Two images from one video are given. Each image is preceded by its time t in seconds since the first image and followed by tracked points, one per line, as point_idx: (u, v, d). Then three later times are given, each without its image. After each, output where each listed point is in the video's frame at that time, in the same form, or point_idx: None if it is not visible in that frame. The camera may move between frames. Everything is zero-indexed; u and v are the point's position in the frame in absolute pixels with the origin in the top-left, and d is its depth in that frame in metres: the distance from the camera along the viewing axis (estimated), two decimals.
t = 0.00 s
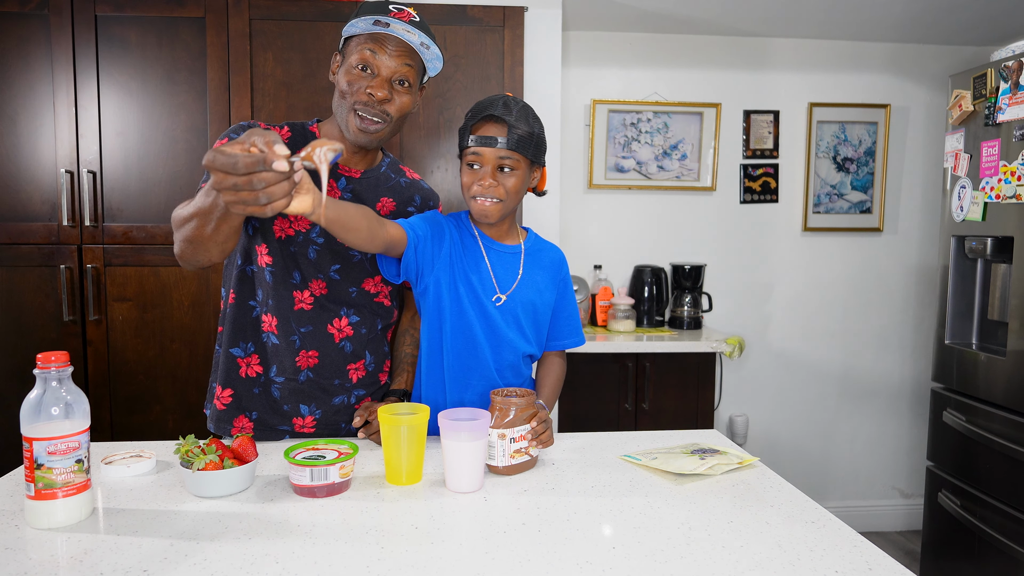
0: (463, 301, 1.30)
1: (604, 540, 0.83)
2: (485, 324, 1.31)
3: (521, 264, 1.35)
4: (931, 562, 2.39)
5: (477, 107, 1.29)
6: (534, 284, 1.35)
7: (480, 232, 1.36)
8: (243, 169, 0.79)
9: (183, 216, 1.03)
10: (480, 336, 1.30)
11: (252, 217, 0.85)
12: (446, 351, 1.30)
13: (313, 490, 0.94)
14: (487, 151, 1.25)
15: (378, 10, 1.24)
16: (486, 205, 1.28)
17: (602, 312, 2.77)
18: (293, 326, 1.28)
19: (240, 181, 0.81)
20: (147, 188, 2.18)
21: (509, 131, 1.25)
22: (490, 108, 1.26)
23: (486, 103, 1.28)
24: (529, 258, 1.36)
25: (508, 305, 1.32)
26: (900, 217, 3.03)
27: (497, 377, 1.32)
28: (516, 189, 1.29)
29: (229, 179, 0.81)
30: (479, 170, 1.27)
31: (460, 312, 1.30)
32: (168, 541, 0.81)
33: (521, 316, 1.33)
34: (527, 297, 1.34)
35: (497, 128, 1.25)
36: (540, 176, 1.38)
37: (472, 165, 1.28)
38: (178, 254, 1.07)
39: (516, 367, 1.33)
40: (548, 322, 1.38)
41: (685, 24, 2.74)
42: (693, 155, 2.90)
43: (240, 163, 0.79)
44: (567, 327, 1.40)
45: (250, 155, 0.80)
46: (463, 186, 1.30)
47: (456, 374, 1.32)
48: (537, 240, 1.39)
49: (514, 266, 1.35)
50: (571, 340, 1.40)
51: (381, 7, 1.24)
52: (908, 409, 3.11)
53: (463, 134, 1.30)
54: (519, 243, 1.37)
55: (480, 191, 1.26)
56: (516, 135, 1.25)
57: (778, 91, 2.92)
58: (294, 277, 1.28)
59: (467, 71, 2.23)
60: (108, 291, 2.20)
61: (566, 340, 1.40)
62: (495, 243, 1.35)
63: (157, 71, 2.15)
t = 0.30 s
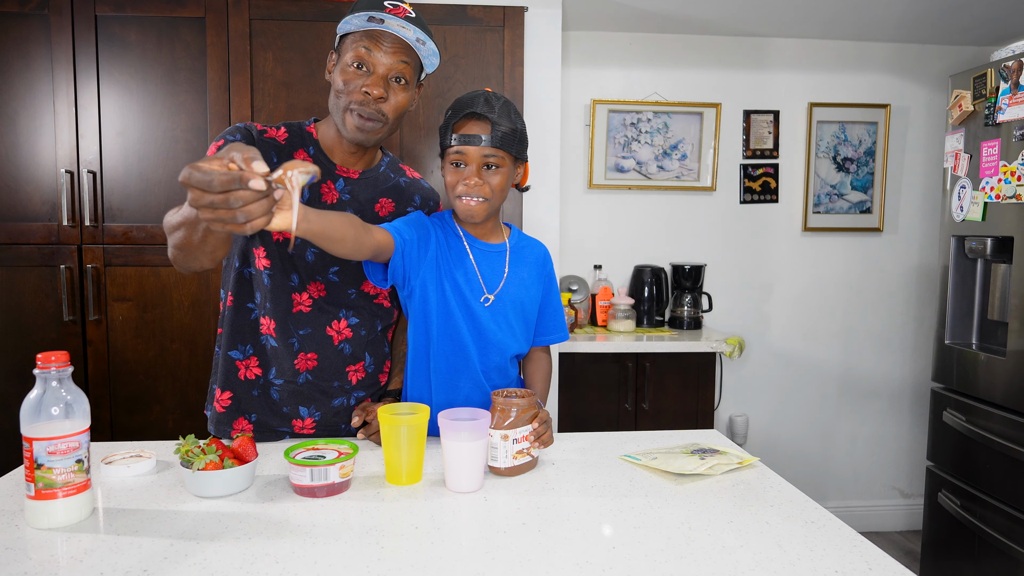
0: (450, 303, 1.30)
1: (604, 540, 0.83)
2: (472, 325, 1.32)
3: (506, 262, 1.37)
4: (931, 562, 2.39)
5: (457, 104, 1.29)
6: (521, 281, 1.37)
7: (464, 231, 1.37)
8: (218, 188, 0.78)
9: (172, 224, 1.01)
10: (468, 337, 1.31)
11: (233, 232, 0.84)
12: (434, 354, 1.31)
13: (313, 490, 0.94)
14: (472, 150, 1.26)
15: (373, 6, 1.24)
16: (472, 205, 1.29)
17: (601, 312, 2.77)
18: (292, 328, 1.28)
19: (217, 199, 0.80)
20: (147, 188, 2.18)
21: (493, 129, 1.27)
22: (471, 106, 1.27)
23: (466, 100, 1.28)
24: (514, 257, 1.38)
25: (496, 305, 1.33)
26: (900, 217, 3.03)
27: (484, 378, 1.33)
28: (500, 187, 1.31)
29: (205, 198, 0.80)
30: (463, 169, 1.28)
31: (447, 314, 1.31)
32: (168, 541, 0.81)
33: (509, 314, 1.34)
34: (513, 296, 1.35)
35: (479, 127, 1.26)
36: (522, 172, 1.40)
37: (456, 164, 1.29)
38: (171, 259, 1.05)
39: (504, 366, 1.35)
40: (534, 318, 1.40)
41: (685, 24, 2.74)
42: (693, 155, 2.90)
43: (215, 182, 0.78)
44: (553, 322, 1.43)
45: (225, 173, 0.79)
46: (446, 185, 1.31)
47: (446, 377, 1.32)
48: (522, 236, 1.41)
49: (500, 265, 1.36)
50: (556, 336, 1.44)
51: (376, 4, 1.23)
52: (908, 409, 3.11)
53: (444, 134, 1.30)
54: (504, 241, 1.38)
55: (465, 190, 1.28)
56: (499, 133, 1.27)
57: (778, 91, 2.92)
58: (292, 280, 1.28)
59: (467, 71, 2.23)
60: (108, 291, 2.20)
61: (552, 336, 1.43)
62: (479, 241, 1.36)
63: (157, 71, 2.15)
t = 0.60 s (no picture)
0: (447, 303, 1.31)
1: (604, 540, 0.83)
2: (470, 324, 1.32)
3: (500, 260, 1.37)
4: (931, 562, 2.39)
5: (447, 104, 1.30)
6: (516, 277, 1.38)
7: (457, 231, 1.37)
8: (243, 171, 0.82)
9: (183, 210, 1.04)
10: (467, 337, 1.31)
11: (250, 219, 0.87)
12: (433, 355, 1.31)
13: (313, 490, 0.94)
14: (465, 148, 1.27)
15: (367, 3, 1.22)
16: (465, 203, 1.29)
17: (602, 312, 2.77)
18: (291, 329, 1.28)
19: (239, 183, 0.83)
20: (147, 188, 2.18)
21: (486, 127, 1.27)
22: (463, 105, 1.28)
23: (457, 99, 1.29)
24: (507, 254, 1.39)
25: (493, 303, 1.34)
26: (900, 217, 3.03)
27: (483, 378, 1.33)
28: (494, 185, 1.31)
29: (227, 181, 0.84)
30: (456, 167, 1.29)
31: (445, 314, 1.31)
32: (168, 542, 0.81)
33: (506, 310, 1.34)
34: (509, 292, 1.36)
35: (472, 125, 1.27)
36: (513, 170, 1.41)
37: (449, 162, 1.29)
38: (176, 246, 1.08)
39: (503, 365, 1.35)
40: (530, 315, 1.41)
41: (685, 24, 2.74)
42: (693, 155, 2.89)
43: (240, 166, 0.82)
44: (547, 318, 1.43)
45: (249, 158, 0.83)
46: (439, 184, 1.31)
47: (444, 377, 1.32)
48: (514, 234, 1.42)
49: (494, 263, 1.37)
50: (551, 332, 1.44)
51: (371, 2, 1.22)
52: (908, 409, 3.11)
53: (435, 134, 1.30)
54: (496, 239, 1.39)
55: (460, 188, 1.28)
56: (492, 131, 1.28)
57: (779, 91, 2.92)
58: (290, 281, 1.29)
59: (467, 71, 2.23)
60: (108, 291, 2.20)
61: (546, 332, 1.43)
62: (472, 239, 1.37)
63: (157, 71, 2.15)
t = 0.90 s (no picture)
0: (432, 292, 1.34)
1: (604, 540, 0.83)
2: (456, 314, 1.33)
3: (491, 253, 1.38)
4: (931, 562, 2.39)
5: (438, 118, 1.29)
6: (508, 270, 1.37)
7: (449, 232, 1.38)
8: (315, 164, 0.97)
9: (196, 220, 1.07)
10: (451, 325, 1.33)
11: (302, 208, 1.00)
12: (419, 343, 1.32)
13: (313, 490, 0.94)
14: (452, 165, 1.26)
15: (378, 23, 1.24)
16: (454, 214, 1.31)
17: (601, 312, 2.77)
18: (292, 317, 1.28)
19: (309, 173, 0.97)
20: (147, 188, 2.18)
21: (470, 144, 1.26)
22: (452, 122, 1.27)
23: (444, 115, 1.28)
24: (499, 248, 1.38)
25: (479, 292, 1.34)
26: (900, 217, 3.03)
27: (475, 369, 1.33)
28: (480, 196, 1.31)
29: (297, 172, 0.97)
30: (445, 181, 1.28)
31: (431, 303, 1.33)
32: (168, 542, 0.81)
33: (496, 300, 1.35)
34: (498, 282, 1.35)
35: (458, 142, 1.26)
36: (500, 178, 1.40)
37: (437, 176, 1.29)
38: (181, 256, 1.09)
39: (497, 357, 1.34)
40: (527, 309, 1.40)
41: (685, 24, 2.74)
42: (693, 155, 2.90)
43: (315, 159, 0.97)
44: (548, 314, 1.42)
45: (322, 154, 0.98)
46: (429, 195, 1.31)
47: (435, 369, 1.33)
48: (509, 232, 1.41)
49: (484, 255, 1.37)
50: (552, 327, 1.43)
51: (381, 23, 1.23)
52: (908, 409, 3.11)
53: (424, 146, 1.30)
54: (489, 237, 1.39)
55: (448, 201, 1.29)
56: (476, 147, 1.26)
57: (778, 91, 2.92)
58: (292, 271, 1.28)
59: (467, 70, 2.23)
60: (108, 291, 2.20)
61: (548, 327, 1.42)
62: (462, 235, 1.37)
63: (157, 71, 2.15)
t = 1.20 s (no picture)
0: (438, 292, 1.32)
1: (604, 540, 0.83)
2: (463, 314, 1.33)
3: (494, 254, 1.37)
4: (931, 562, 2.39)
5: (440, 111, 1.29)
6: (512, 272, 1.37)
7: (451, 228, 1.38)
8: (290, 97, 0.90)
9: (188, 168, 1.07)
10: (456, 325, 1.32)
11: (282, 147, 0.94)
12: (429, 344, 1.31)
13: (313, 490, 0.94)
14: (457, 155, 1.27)
15: (374, 22, 1.24)
16: (459, 206, 1.31)
17: (601, 312, 2.77)
18: (293, 314, 1.29)
19: (284, 108, 0.91)
20: (146, 188, 2.18)
21: (476, 135, 1.27)
22: (454, 113, 1.27)
23: (449, 107, 1.28)
24: (502, 249, 1.38)
25: (485, 292, 1.34)
26: (900, 217, 3.03)
27: (479, 370, 1.33)
28: (485, 188, 1.32)
29: (273, 106, 0.91)
30: (449, 173, 1.29)
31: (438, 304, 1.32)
32: (168, 542, 0.81)
33: (502, 301, 1.35)
34: (503, 283, 1.35)
35: (463, 133, 1.27)
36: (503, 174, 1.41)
37: (442, 168, 1.29)
38: (170, 205, 1.09)
39: (500, 357, 1.34)
40: (528, 309, 1.40)
41: (685, 24, 2.73)
42: (693, 155, 2.90)
43: (290, 90, 0.89)
44: (548, 314, 1.42)
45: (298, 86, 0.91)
46: (433, 188, 1.31)
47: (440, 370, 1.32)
48: (511, 232, 1.42)
49: (487, 255, 1.37)
50: (553, 328, 1.43)
51: (377, 20, 1.24)
52: (908, 409, 3.11)
53: (428, 139, 1.30)
54: (491, 237, 1.39)
55: (452, 193, 1.29)
56: (481, 139, 1.27)
57: (778, 91, 2.92)
58: (291, 269, 1.28)
59: (467, 71, 2.23)
60: (108, 291, 2.20)
61: (548, 328, 1.42)
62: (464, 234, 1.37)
63: (156, 71, 2.15)
